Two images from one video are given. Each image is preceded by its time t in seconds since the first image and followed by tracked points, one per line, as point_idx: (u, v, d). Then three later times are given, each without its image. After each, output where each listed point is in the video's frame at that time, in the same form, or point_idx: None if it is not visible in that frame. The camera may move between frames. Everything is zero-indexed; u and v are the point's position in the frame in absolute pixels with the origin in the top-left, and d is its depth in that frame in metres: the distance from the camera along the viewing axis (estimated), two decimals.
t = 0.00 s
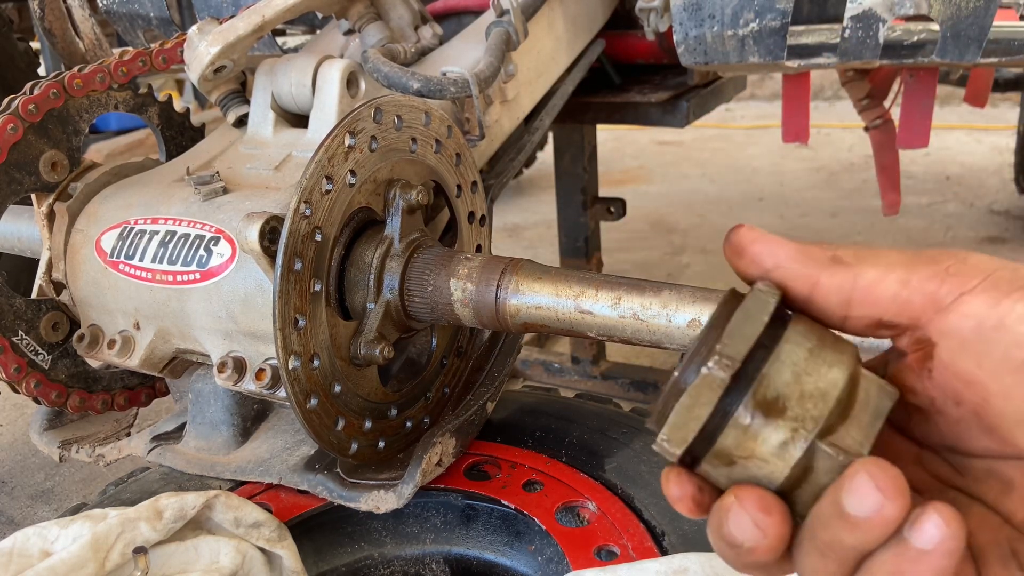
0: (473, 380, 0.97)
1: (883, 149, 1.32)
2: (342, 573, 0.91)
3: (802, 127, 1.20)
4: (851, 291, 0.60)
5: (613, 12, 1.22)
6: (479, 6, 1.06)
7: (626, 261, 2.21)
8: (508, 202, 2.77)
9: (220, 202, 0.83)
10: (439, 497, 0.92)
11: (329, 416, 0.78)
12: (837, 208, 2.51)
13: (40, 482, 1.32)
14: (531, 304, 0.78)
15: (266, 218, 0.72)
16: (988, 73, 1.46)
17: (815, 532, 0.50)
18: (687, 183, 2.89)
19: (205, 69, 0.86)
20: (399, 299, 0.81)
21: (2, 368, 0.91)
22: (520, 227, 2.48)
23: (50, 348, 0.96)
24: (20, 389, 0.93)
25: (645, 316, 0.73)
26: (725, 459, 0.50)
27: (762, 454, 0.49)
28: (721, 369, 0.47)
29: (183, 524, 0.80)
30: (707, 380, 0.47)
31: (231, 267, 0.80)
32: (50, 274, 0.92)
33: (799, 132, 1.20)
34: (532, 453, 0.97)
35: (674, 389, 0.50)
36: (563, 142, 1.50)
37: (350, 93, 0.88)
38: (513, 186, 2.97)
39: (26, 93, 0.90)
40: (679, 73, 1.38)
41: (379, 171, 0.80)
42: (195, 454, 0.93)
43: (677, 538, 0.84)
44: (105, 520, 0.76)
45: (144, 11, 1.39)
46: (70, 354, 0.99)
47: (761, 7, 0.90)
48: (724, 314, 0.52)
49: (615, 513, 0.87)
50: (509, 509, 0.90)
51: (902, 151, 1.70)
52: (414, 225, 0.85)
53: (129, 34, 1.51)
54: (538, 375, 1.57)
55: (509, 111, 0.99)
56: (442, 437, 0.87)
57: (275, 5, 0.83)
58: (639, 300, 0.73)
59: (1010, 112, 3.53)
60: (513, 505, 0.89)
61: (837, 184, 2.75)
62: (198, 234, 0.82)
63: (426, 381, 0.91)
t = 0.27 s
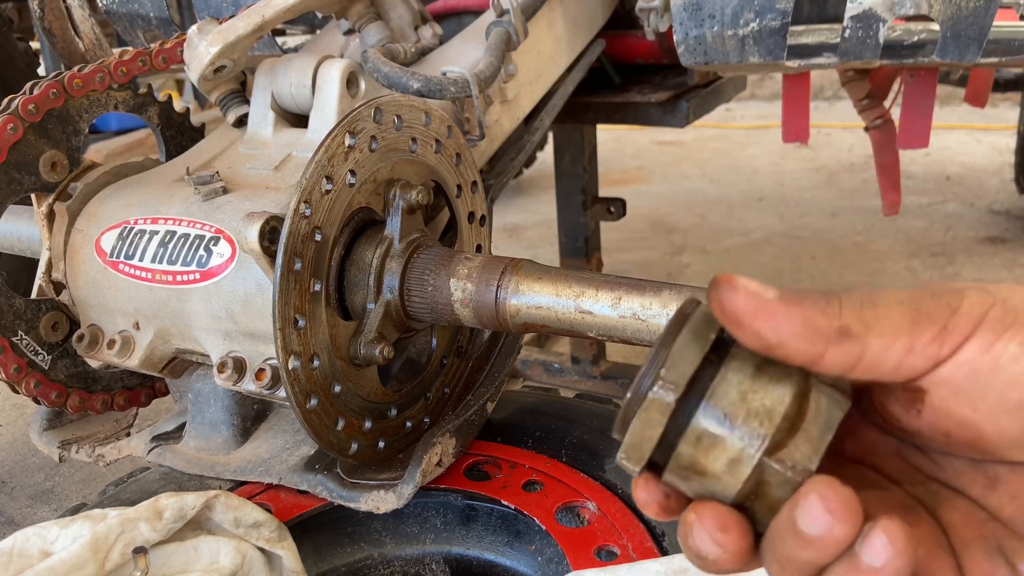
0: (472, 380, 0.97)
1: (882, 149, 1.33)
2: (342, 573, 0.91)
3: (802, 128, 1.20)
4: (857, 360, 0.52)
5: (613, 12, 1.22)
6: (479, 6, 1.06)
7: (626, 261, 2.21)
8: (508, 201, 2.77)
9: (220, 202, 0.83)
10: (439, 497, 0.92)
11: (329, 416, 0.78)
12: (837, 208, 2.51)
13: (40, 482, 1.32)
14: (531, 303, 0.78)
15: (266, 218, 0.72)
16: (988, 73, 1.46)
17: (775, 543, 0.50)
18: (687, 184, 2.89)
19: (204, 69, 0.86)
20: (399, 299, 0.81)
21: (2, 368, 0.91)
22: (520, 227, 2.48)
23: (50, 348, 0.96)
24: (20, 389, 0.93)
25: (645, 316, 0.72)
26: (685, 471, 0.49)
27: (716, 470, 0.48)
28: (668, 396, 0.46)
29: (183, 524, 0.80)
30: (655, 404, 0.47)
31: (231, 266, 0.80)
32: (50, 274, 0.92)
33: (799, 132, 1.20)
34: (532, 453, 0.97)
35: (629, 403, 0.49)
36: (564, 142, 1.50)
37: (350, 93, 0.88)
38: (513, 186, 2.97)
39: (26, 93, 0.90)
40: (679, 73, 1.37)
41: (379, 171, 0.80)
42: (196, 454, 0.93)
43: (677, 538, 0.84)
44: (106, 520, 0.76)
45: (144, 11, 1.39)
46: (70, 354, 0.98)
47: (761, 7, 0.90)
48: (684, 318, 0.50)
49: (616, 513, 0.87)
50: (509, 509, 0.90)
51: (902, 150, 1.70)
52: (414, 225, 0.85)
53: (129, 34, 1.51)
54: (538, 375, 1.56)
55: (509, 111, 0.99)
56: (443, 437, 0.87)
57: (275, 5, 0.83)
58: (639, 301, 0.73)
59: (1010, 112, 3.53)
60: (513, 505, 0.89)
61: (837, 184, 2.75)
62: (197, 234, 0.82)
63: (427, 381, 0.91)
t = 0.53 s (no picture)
0: (472, 380, 0.97)
1: (882, 149, 1.33)
2: (342, 573, 0.91)
3: (802, 127, 1.20)
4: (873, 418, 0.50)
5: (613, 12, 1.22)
6: (479, 6, 1.06)
7: (626, 261, 2.21)
8: (508, 201, 2.77)
9: (220, 202, 0.83)
10: (439, 497, 0.92)
11: (329, 416, 0.78)
12: (837, 208, 2.51)
13: (40, 482, 1.32)
14: (531, 304, 0.78)
15: (267, 218, 0.72)
16: (988, 73, 1.45)
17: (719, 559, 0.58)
18: (688, 184, 2.89)
19: (204, 69, 0.86)
20: (399, 299, 0.81)
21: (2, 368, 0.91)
22: (520, 228, 2.48)
23: (50, 348, 0.96)
24: (20, 389, 0.93)
25: (645, 316, 0.73)
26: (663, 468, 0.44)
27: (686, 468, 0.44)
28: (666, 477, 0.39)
29: (183, 524, 0.80)
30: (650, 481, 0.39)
31: (231, 266, 0.80)
32: (50, 274, 0.92)
33: (799, 132, 1.20)
34: (532, 453, 0.97)
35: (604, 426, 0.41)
36: (563, 142, 1.50)
37: (350, 93, 0.88)
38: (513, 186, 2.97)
39: (26, 93, 0.90)
40: (679, 73, 1.37)
41: (379, 171, 0.80)
42: (196, 454, 0.93)
43: (677, 538, 0.84)
44: (106, 520, 0.76)
45: (144, 11, 1.39)
46: (70, 354, 0.98)
47: (761, 7, 0.90)
48: (742, 380, 0.36)
49: (616, 513, 0.87)
50: (509, 509, 0.90)
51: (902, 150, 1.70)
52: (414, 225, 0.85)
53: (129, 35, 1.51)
54: (538, 375, 1.56)
55: (509, 111, 0.99)
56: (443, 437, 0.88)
57: (275, 5, 0.83)
58: (639, 300, 0.73)
59: (1010, 112, 3.53)
60: (514, 506, 0.89)
61: (837, 184, 2.75)
62: (198, 234, 0.82)
63: (427, 381, 0.91)
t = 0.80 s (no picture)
0: (472, 380, 0.97)
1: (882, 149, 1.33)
2: (342, 573, 0.91)
3: (801, 128, 1.20)
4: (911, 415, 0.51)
5: (613, 12, 1.22)
6: (479, 6, 1.05)
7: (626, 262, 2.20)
8: (508, 201, 2.77)
9: (220, 202, 0.83)
10: (439, 497, 0.92)
11: (329, 416, 0.77)
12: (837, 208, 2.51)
13: (40, 483, 1.32)
14: (531, 303, 0.78)
15: (266, 218, 0.72)
16: (989, 72, 1.45)
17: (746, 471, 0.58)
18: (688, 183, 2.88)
19: (204, 69, 0.86)
20: (399, 299, 0.81)
21: (1, 368, 0.91)
22: (520, 227, 2.48)
23: (50, 348, 0.96)
24: (20, 389, 0.93)
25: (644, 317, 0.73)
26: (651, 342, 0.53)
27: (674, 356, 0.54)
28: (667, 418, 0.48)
29: (182, 525, 0.80)
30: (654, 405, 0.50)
31: (231, 267, 0.79)
32: (50, 274, 0.92)
33: (799, 133, 1.20)
34: (532, 454, 0.97)
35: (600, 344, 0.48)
36: (563, 141, 1.50)
37: (350, 93, 0.88)
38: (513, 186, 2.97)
39: (26, 93, 0.90)
40: (679, 73, 1.37)
41: (379, 171, 0.80)
42: (195, 454, 0.93)
43: (677, 539, 0.84)
44: (106, 521, 0.76)
45: (144, 11, 1.39)
46: (69, 354, 0.98)
47: (761, 7, 0.90)
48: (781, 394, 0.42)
49: (615, 513, 0.87)
50: (509, 510, 0.90)
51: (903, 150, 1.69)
52: (414, 225, 0.84)
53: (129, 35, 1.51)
54: (538, 375, 1.56)
55: (509, 111, 0.99)
56: (443, 437, 0.88)
57: (275, 5, 0.83)
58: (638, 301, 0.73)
59: (1011, 112, 3.52)
60: (513, 506, 0.89)
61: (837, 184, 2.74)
62: (197, 234, 0.82)
63: (427, 381, 0.91)
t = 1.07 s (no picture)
0: (472, 380, 0.97)
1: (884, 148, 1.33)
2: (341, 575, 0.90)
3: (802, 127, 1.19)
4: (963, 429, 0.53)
5: (614, 11, 1.21)
6: (479, 4, 1.05)
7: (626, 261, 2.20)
8: (509, 201, 2.76)
9: (218, 201, 0.82)
10: (439, 499, 0.92)
11: (328, 416, 0.77)
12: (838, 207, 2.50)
13: (38, 483, 1.31)
14: (531, 304, 0.78)
15: (265, 218, 0.72)
16: (992, 70, 1.46)
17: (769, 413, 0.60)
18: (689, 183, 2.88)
19: (202, 68, 0.85)
20: (399, 299, 0.81)
21: None
22: (520, 227, 2.47)
23: (47, 348, 0.95)
24: (17, 389, 0.92)
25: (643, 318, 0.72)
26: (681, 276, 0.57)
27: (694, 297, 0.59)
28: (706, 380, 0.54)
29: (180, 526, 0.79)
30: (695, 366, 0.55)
31: (229, 267, 0.79)
32: (47, 275, 0.92)
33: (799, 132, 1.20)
34: (533, 454, 0.97)
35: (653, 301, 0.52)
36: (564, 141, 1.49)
37: (350, 92, 0.87)
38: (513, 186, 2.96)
39: (23, 92, 0.90)
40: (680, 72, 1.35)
41: (379, 170, 0.79)
42: (193, 455, 0.92)
43: (678, 540, 0.83)
44: (103, 522, 0.76)
45: (141, 10, 1.38)
46: (66, 355, 0.98)
47: (762, 5, 0.89)
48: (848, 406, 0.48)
49: (616, 515, 0.87)
50: (509, 511, 0.89)
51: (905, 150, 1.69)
52: (414, 225, 0.84)
53: (128, 33, 1.50)
54: (538, 375, 1.55)
55: (509, 110, 0.98)
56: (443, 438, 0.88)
57: (274, 3, 0.83)
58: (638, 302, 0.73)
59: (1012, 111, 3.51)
60: (513, 507, 0.88)
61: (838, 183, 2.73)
62: (196, 234, 0.81)
63: (427, 382, 0.90)
